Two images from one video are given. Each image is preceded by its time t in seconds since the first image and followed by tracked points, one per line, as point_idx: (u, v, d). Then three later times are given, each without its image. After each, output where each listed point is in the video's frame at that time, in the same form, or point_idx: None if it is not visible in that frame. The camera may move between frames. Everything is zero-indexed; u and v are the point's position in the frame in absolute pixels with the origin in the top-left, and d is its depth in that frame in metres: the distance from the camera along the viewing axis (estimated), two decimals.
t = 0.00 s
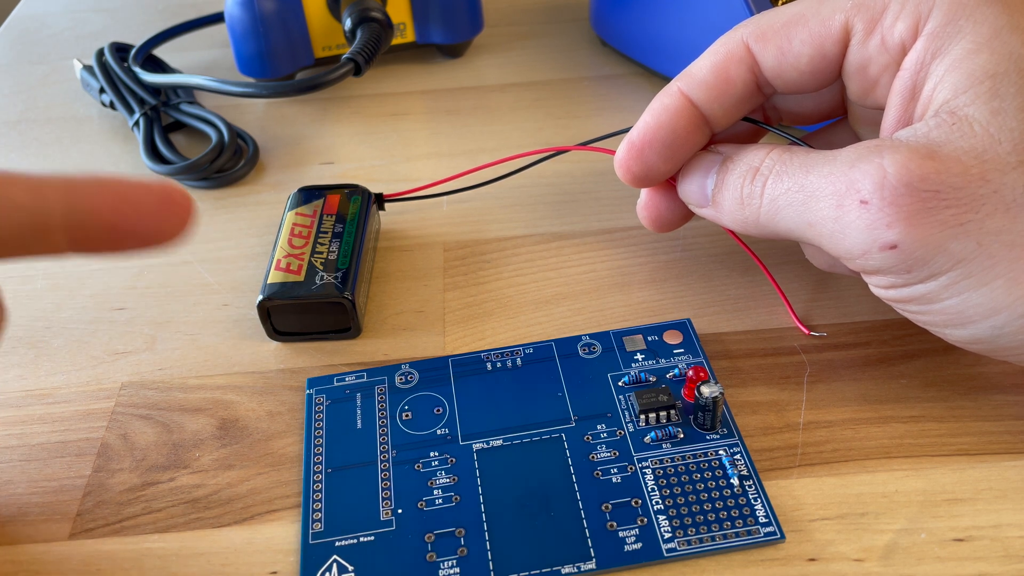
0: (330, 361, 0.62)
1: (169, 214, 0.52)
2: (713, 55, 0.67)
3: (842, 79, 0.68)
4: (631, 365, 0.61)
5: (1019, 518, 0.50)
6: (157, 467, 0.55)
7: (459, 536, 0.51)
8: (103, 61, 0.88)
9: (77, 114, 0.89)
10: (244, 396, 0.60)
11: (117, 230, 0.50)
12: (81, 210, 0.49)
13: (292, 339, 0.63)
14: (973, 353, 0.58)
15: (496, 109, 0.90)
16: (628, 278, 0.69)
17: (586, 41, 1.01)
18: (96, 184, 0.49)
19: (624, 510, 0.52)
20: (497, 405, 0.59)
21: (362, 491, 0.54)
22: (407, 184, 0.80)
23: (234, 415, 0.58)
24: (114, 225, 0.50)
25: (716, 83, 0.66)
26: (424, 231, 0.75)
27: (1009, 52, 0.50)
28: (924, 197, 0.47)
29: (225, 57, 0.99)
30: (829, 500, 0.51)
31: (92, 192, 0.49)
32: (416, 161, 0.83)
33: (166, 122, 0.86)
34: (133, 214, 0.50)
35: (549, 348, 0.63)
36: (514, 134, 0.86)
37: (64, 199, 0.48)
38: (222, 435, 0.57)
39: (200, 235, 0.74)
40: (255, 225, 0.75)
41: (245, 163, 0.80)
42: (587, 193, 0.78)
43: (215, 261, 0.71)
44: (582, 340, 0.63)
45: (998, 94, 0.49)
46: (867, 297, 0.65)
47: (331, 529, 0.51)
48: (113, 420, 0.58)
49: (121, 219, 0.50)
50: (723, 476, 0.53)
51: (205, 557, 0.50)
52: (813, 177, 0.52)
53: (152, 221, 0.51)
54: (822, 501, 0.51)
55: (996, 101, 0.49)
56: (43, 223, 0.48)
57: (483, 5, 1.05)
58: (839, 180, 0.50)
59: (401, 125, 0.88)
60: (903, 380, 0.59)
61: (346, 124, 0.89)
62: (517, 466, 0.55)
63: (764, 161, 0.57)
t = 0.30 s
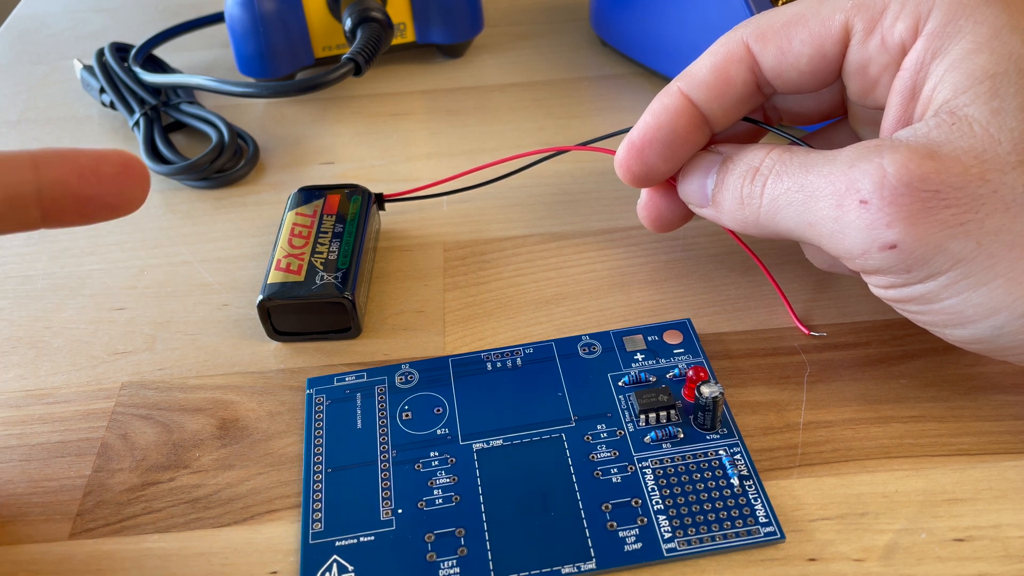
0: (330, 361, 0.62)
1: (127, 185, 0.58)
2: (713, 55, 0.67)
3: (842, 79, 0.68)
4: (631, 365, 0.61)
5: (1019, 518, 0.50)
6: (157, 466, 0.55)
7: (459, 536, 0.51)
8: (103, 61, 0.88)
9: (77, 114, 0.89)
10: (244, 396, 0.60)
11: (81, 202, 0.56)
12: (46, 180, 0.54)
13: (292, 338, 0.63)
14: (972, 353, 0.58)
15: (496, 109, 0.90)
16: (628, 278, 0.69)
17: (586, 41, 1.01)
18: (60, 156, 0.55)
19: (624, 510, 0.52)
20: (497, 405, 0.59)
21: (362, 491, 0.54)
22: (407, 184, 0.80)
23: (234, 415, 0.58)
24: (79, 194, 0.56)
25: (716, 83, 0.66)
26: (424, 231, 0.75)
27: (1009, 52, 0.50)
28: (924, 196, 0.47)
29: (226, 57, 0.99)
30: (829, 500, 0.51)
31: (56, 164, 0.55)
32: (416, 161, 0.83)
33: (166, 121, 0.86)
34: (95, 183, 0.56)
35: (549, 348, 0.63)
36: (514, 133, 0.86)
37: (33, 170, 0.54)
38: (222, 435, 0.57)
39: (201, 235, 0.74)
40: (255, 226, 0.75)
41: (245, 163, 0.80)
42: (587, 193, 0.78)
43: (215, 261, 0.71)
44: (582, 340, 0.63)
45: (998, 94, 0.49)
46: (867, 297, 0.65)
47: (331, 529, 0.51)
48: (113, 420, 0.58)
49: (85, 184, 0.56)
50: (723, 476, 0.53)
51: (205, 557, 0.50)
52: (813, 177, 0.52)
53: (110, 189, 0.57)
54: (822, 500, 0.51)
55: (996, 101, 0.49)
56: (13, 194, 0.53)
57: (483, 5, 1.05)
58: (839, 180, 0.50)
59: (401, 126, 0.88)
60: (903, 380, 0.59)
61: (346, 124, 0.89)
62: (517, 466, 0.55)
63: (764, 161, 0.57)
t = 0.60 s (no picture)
0: (330, 361, 0.62)
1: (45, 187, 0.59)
2: (713, 57, 0.67)
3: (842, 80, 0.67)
4: (631, 365, 0.61)
5: (1019, 518, 0.50)
6: (157, 466, 0.55)
7: (460, 536, 0.51)
8: (103, 61, 0.88)
9: (77, 114, 0.89)
10: (245, 396, 0.60)
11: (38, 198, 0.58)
12: None
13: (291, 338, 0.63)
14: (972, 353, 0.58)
15: (497, 109, 0.90)
16: (629, 278, 0.69)
17: (586, 40, 1.01)
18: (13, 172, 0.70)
19: (624, 510, 0.52)
20: (497, 405, 0.59)
21: (362, 491, 0.54)
22: (408, 184, 0.80)
23: (234, 415, 0.58)
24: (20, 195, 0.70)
25: (716, 85, 0.66)
26: (424, 231, 0.75)
27: (1009, 54, 0.50)
28: (924, 198, 0.47)
29: (226, 57, 0.99)
30: (829, 500, 0.51)
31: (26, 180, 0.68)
32: (416, 160, 0.83)
33: (167, 122, 0.86)
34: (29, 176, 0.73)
35: (550, 348, 0.63)
36: (514, 133, 0.86)
37: None
38: (222, 435, 0.57)
39: (201, 235, 0.74)
40: (255, 226, 0.75)
41: (245, 163, 0.80)
42: (588, 193, 0.78)
43: (215, 261, 0.71)
44: (582, 340, 0.63)
45: (997, 96, 0.49)
46: (867, 297, 0.65)
47: (331, 529, 0.51)
48: (113, 420, 0.58)
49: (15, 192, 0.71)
50: (723, 476, 0.53)
51: (205, 557, 0.50)
52: (813, 179, 0.52)
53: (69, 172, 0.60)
54: (822, 501, 0.51)
55: (996, 103, 0.49)
56: None
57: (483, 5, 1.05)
58: (839, 182, 0.50)
59: (401, 126, 0.88)
60: (903, 380, 0.59)
61: (346, 124, 0.89)
62: (517, 466, 0.55)
63: (764, 163, 0.57)
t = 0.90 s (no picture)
0: (330, 361, 0.62)
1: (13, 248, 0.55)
2: (713, 57, 0.67)
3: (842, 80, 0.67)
4: (631, 365, 0.61)
5: (1020, 518, 0.50)
6: (157, 467, 0.55)
7: (459, 536, 0.51)
8: (103, 61, 0.88)
9: (77, 114, 0.89)
10: (245, 396, 0.60)
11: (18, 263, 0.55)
12: None
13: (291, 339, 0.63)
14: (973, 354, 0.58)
15: (497, 109, 0.90)
16: (629, 278, 0.69)
17: (586, 40, 1.01)
18: None
19: (624, 510, 0.52)
20: (497, 405, 0.59)
21: (362, 491, 0.54)
22: (408, 184, 0.80)
23: (234, 415, 0.58)
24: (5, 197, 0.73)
25: (716, 86, 0.66)
26: (424, 231, 0.74)
27: (1009, 54, 0.50)
28: (924, 199, 0.47)
29: (226, 57, 0.99)
30: (829, 500, 0.51)
31: None
32: (416, 161, 0.83)
33: (167, 122, 0.86)
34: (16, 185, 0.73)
35: (550, 348, 0.63)
36: (514, 133, 0.86)
37: None
38: (222, 435, 0.57)
39: (201, 235, 0.74)
40: (255, 225, 0.75)
41: (245, 163, 0.80)
42: (587, 193, 0.78)
43: (215, 261, 0.71)
44: (582, 340, 0.63)
45: (998, 96, 0.49)
46: (867, 297, 0.65)
47: (331, 529, 0.51)
48: (113, 420, 0.58)
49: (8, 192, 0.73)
50: (723, 476, 0.53)
51: (205, 557, 0.50)
52: (813, 179, 0.52)
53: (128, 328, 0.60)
54: (823, 501, 0.51)
55: (996, 103, 0.49)
56: None
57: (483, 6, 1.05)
58: (839, 182, 0.50)
59: (401, 125, 0.88)
60: (904, 380, 0.59)
61: (346, 124, 0.89)
62: (517, 466, 0.55)
63: (764, 163, 0.57)
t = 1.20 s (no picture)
0: (330, 361, 0.62)
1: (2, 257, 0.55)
2: (713, 58, 0.67)
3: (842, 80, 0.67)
4: (632, 365, 0.61)
5: (1020, 518, 0.50)
6: (157, 466, 0.55)
7: (460, 536, 0.51)
8: (104, 61, 0.88)
9: (77, 114, 0.89)
10: (245, 396, 0.60)
11: (12, 269, 0.55)
12: None
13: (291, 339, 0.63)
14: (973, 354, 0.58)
15: (497, 109, 0.90)
16: (629, 278, 0.69)
17: (586, 40, 1.01)
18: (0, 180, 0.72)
19: (625, 510, 0.52)
20: (497, 405, 0.59)
21: (362, 491, 0.54)
22: (407, 184, 0.80)
23: (234, 415, 0.58)
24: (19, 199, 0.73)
25: (716, 86, 0.67)
26: (424, 231, 0.74)
27: (1009, 54, 0.50)
28: (924, 199, 0.47)
29: (226, 57, 0.99)
30: (829, 500, 0.51)
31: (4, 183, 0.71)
32: (416, 161, 0.83)
33: (167, 122, 0.86)
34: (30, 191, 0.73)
35: (550, 349, 0.63)
36: (514, 134, 0.86)
37: None
38: (222, 435, 0.57)
39: (201, 235, 0.74)
40: (255, 225, 0.75)
41: (245, 163, 0.80)
42: (587, 193, 0.78)
43: (215, 261, 0.71)
44: (582, 340, 0.63)
45: (998, 96, 0.49)
46: (867, 297, 0.65)
47: (331, 529, 0.51)
48: (113, 420, 0.58)
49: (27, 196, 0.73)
50: (723, 476, 0.53)
51: (205, 557, 0.50)
52: (813, 179, 0.52)
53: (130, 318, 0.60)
54: (823, 501, 0.51)
55: (997, 103, 0.49)
56: None
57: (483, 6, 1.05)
58: (839, 182, 0.50)
59: (401, 125, 0.88)
60: (904, 380, 0.59)
61: (346, 124, 0.89)
62: (517, 466, 0.55)
63: (764, 164, 0.57)
